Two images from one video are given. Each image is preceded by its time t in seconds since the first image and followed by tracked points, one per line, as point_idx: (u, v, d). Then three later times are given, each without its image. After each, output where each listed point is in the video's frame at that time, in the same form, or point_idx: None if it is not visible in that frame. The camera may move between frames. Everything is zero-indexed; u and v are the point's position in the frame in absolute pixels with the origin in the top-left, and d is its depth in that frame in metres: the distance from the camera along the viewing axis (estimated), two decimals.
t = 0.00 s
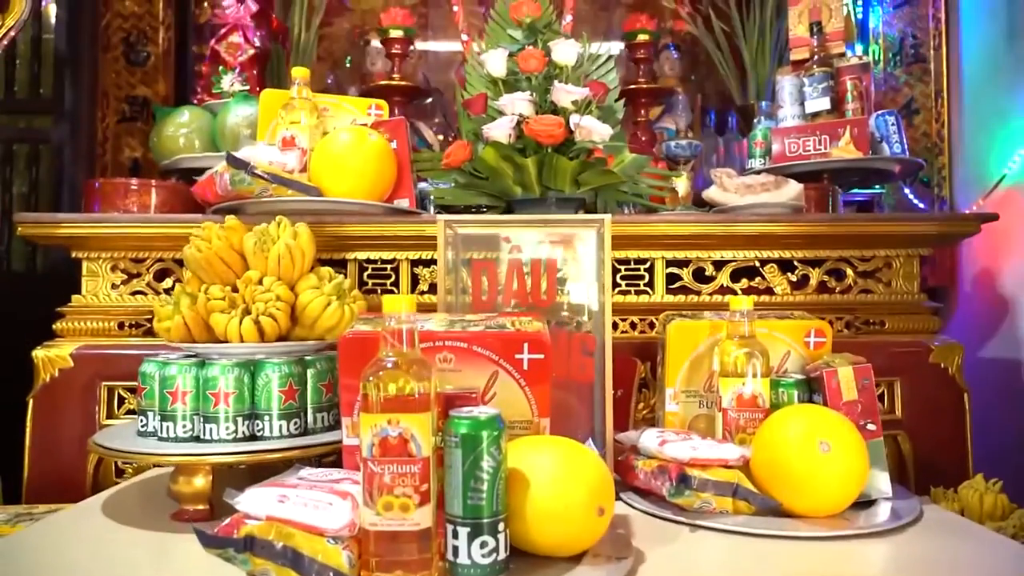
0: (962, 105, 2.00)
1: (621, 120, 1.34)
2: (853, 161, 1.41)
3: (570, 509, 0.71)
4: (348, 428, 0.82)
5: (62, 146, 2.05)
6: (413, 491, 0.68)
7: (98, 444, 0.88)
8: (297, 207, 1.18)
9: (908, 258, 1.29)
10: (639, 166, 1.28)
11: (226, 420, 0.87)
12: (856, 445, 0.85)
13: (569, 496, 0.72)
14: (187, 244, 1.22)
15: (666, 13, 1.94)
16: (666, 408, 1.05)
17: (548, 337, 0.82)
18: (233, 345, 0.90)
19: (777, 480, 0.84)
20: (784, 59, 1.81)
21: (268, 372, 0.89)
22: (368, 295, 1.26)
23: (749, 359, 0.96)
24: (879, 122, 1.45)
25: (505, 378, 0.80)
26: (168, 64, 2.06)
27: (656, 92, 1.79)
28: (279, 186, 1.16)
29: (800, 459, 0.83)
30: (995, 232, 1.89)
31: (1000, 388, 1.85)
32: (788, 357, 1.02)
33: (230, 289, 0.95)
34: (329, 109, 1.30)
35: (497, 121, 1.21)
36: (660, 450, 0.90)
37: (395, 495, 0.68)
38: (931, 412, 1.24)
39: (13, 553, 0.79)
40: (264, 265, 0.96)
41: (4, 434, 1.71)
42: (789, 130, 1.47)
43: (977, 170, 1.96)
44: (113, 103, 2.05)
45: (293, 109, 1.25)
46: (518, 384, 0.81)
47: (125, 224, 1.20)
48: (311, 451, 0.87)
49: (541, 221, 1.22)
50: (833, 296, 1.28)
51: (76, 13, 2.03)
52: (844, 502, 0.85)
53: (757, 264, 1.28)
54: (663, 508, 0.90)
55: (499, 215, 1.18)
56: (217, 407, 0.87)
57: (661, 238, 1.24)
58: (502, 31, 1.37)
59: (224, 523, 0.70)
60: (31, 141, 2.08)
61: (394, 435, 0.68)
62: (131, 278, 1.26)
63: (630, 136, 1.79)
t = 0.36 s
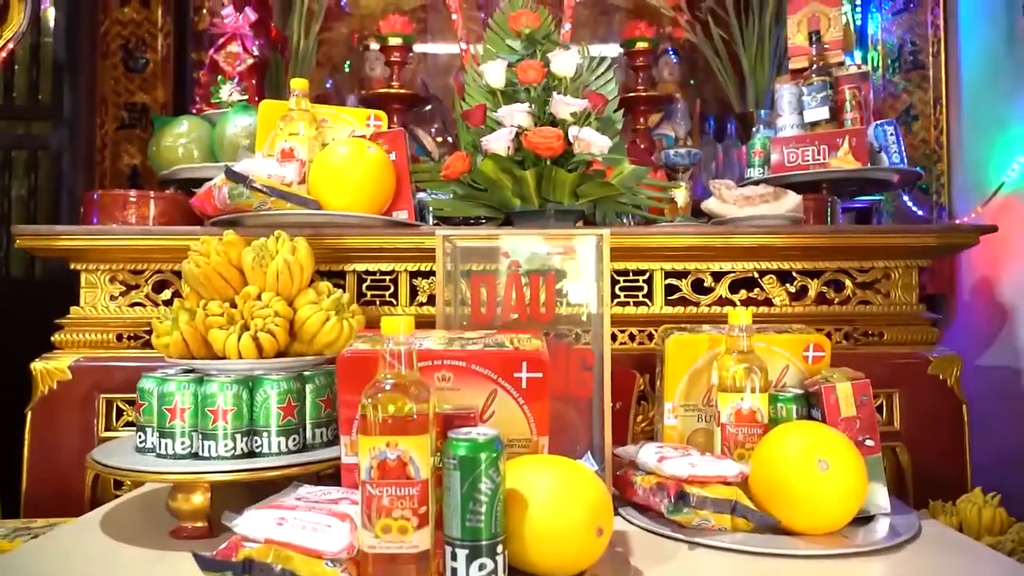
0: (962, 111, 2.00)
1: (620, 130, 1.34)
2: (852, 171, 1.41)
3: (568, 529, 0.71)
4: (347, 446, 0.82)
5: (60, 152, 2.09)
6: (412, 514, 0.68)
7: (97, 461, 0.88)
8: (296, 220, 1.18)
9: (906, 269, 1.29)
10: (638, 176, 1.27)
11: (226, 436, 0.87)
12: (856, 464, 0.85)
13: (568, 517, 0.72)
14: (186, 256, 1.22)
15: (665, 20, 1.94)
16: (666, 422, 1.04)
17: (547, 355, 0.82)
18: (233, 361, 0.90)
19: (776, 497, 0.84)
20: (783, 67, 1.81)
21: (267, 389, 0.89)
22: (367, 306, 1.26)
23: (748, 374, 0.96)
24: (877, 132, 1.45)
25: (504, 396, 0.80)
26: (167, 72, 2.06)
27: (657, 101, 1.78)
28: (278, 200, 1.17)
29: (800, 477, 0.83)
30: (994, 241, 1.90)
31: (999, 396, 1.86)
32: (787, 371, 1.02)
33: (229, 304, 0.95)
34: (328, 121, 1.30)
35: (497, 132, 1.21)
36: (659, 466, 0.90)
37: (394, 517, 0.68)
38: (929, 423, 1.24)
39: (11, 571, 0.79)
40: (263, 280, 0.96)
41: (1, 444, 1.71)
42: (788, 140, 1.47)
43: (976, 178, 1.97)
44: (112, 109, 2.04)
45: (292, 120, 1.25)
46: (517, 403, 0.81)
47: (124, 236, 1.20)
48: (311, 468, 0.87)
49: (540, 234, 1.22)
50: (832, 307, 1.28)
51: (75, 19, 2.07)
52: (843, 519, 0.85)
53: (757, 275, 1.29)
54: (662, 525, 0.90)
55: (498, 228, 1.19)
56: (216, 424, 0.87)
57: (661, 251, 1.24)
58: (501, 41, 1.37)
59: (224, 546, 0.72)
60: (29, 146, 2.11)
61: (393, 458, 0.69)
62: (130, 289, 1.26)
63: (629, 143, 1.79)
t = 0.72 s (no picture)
0: (959, 121, 2.00)
1: (617, 145, 1.34)
2: (849, 185, 1.42)
3: (565, 555, 0.72)
4: (344, 469, 0.83)
5: (59, 160, 2.06)
6: (408, 543, 0.69)
7: (94, 483, 0.88)
8: (293, 237, 1.18)
9: (903, 284, 1.29)
10: (636, 193, 1.27)
11: (223, 458, 0.87)
12: (853, 487, 0.85)
13: (565, 542, 0.72)
14: (183, 271, 1.22)
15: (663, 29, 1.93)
16: (662, 441, 1.05)
17: (544, 379, 0.82)
18: (231, 382, 0.90)
19: (772, 520, 0.85)
20: (780, 79, 1.80)
21: (264, 410, 0.89)
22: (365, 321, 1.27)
23: (746, 395, 0.96)
24: (874, 146, 1.46)
25: (501, 420, 0.80)
26: (165, 80, 2.06)
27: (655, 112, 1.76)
28: (276, 217, 1.18)
29: (797, 500, 0.83)
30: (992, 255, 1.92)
31: (995, 405, 1.87)
32: (784, 391, 1.02)
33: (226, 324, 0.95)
34: (325, 135, 1.31)
35: (494, 148, 1.21)
36: (655, 488, 0.90)
37: (390, 546, 0.69)
38: (926, 437, 1.24)
39: None
40: (261, 300, 0.96)
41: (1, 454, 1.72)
42: (786, 153, 1.47)
43: (975, 189, 1.95)
44: (111, 118, 2.05)
45: (289, 136, 1.26)
46: (513, 427, 0.81)
47: (121, 252, 1.20)
48: (308, 491, 0.87)
49: (537, 250, 1.22)
50: (830, 323, 1.28)
51: (74, 30, 2.05)
52: (840, 542, 0.85)
53: (754, 290, 1.29)
54: (659, 546, 0.90)
55: (496, 245, 1.20)
56: (214, 446, 0.87)
57: (658, 266, 1.24)
58: (499, 54, 1.37)
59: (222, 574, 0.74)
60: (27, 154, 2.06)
61: (389, 487, 0.69)
62: (128, 303, 1.26)
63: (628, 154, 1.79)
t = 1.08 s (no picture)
0: (955, 134, 2.01)
1: (615, 163, 1.34)
2: (846, 203, 1.42)
3: None
4: (341, 499, 0.84)
5: (58, 170, 2.12)
6: None
7: (92, 511, 0.88)
8: (291, 258, 1.18)
9: (899, 303, 1.29)
10: (633, 212, 1.25)
11: (220, 485, 0.88)
12: (848, 515, 0.86)
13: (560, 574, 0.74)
14: (181, 290, 1.22)
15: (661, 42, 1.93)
16: (659, 463, 1.05)
17: (540, 409, 0.83)
18: (228, 409, 0.91)
19: (767, 547, 0.85)
20: (779, 93, 1.82)
21: (261, 437, 0.89)
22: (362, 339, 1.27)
23: (742, 420, 0.97)
24: (871, 162, 1.45)
25: (497, 450, 0.81)
26: (163, 91, 2.05)
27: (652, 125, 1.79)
28: (274, 239, 1.18)
29: (790, 527, 0.84)
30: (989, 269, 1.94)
31: (991, 418, 1.88)
32: (779, 414, 1.03)
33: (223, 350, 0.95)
34: (323, 153, 1.31)
35: (491, 168, 1.21)
36: (651, 515, 0.91)
37: None
38: (922, 456, 1.25)
39: None
40: (258, 326, 0.96)
41: None
42: (783, 170, 1.47)
43: (971, 202, 1.96)
44: (109, 129, 2.04)
45: (287, 154, 1.25)
46: (510, 456, 0.82)
47: (120, 272, 1.20)
48: (305, 518, 0.87)
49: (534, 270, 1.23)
50: (826, 341, 1.28)
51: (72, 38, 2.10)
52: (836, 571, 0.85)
53: (751, 308, 1.29)
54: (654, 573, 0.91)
55: (492, 267, 1.21)
56: (211, 473, 0.88)
57: (654, 285, 1.24)
58: (497, 73, 1.37)
59: None
60: (27, 164, 2.14)
61: (385, 522, 0.72)
62: (125, 322, 1.26)
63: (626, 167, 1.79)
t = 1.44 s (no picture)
0: (952, 146, 2.02)
1: (612, 184, 1.34)
2: (844, 223, 1.42)
3: None
4: (338, 531, 0.84)
5: (57, 183, 2.10)
6: None
7: (92, 542, 0.89)
8: (289, 283, 1.19)
9: (896, 325, 1.30)
10: (630, 234, 1.24)
11: (219, 516, 0.89)
12: (843, 550, 0.86)
13: None
14: (180, 313, 1.22)
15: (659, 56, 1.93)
16: (655, 489, 1.06)
17: (536, 443, 0.83)
18: (228, 440, 0.91)
19: None
20: (776, 108, 1.82)
21: (260, 467, 0.90)
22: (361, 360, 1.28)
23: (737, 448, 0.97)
24: (868, 182, 1.46)
25: (493, 484, 0.82)
26: (163, 105, 2.06)
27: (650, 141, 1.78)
28: (273, 264, 1.19)
29: (785, 559, 0.84)
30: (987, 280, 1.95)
31: (986, 432, 1.89)
32: (775, 441, 1.03)
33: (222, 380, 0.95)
34: (322, 175, 1.31)
35: (489, 191, 1.22)
36: (647, 544, 0.91)
37: None
38: (917, 478, 1.26)
39: None
40: (257, 355, 0.96)
41: None
42: (780, 191, 1.47)
43: (968, 217, 1.98)
44: (109, 143, 2.05)
45: (286, 177, 1.27)
46: (506, 489, 0.83)
47: (119, 295, 1.20)
48: (303, 549, 0.88)
49: (532, 293, 1.23)
50: (822, 363, 1.29)
51: (72, 52, 2.10)
52: None
53: (747, 330, 1.29)
54: None
55: (490, 291, 1.22)
56: (210, 504, 0.88)
57: (650, 308, 1.25)
58: (495, 94, 1.38)
59: None
60: (26, 177, 2.12)
61: (382, 562, 0.76)
62: (125, 343, 1.26)
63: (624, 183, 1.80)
